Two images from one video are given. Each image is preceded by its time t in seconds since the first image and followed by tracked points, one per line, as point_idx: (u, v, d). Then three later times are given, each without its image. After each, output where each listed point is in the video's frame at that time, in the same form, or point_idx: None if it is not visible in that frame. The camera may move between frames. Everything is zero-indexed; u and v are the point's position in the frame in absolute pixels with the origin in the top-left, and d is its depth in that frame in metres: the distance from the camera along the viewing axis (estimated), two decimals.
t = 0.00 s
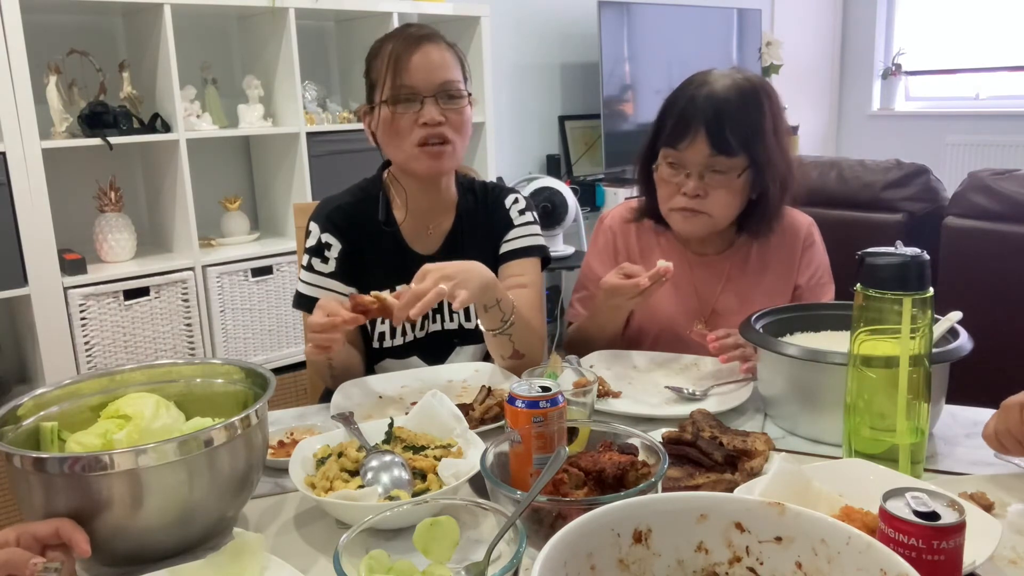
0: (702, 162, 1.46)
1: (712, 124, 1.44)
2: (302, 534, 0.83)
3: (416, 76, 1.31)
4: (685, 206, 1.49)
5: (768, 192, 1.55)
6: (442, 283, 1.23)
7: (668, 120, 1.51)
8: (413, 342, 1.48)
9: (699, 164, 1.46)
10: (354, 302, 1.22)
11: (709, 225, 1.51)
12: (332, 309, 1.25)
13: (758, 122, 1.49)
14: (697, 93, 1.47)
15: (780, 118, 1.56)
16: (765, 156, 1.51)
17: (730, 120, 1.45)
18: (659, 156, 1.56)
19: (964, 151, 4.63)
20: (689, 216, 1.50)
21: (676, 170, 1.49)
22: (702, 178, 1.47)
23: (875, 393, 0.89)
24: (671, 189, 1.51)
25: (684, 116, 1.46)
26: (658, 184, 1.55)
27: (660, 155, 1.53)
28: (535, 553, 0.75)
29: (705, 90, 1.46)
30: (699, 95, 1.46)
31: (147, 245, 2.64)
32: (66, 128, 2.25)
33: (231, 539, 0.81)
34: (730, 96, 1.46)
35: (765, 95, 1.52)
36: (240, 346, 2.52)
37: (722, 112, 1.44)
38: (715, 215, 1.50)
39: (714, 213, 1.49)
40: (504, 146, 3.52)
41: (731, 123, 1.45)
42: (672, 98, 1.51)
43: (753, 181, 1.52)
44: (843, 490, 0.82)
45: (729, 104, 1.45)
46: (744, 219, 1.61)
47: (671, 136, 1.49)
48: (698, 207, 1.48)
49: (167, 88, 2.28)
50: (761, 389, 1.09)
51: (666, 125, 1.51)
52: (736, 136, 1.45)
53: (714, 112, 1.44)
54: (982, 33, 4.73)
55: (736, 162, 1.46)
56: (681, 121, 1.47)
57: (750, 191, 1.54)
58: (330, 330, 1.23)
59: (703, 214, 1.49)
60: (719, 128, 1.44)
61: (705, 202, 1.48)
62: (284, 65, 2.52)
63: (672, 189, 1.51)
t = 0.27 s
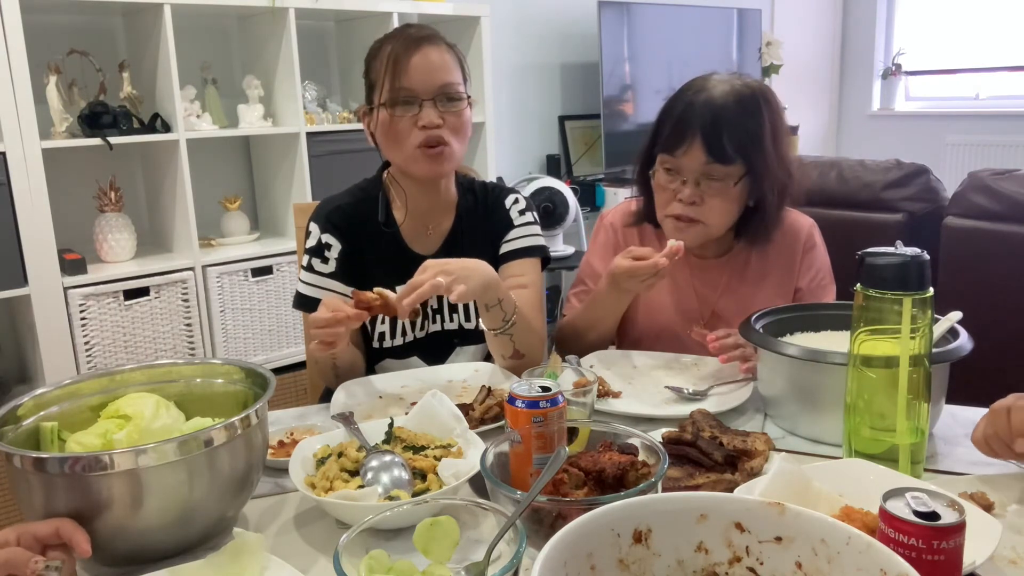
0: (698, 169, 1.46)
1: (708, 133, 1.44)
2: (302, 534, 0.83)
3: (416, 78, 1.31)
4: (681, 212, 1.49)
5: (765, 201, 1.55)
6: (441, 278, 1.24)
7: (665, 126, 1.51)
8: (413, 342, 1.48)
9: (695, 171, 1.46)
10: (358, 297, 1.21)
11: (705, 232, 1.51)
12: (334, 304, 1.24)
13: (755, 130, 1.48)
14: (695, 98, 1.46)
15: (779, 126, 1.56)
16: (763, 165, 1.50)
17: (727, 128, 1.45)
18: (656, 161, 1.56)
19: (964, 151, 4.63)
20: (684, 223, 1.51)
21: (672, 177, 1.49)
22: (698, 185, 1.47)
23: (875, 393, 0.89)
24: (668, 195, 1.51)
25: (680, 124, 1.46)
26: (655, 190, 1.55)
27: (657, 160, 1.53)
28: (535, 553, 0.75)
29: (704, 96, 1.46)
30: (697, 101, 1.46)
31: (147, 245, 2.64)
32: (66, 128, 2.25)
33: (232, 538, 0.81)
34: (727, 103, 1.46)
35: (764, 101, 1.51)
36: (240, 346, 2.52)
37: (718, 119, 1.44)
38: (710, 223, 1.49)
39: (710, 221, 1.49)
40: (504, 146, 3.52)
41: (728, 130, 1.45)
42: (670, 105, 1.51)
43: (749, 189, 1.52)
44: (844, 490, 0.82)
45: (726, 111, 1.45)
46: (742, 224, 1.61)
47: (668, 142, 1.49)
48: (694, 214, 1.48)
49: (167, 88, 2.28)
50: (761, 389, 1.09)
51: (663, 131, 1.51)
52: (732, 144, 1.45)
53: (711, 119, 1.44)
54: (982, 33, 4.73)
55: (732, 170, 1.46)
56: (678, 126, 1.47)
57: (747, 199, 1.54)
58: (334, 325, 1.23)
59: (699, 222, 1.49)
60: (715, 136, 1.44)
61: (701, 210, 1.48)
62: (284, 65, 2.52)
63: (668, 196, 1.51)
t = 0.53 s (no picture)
0: (697, 176, 1.46)
1: (707, 140, 1.43)
2: (302, 534, 0.83)
3: (417, 80, 1.31)
4: (680, 220, 1.49)
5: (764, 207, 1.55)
6: (445, 271, 1.25)
7: (664, 133, 1.51)
8: (413, 341, 1.48)
9: (694, 179, 1.46)
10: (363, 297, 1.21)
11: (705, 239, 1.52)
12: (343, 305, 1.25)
13: (754, 136, 1.48)
14: (693, 104, 1.46)
15: (777, 131, 1.56)
16: (761, 171, 1.50)
17: (724, 135, 1.44)
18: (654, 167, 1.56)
19: (964, 151, 4.63)
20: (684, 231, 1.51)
21: (671, 183, 1.49)
22: (697, 193, 1.47)
23: (875, 393, 0.89)
24: (666, 203, 1.51)
25: (678, 131, 1.46)
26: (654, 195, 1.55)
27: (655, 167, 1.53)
28: (535, 553, 0.75)
29: (702, 102, 1.46)
30: (694, 108, 1.45)
31: (147, 245, 2.64)
32: (66, 127, 2.25)
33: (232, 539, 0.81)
34: (726, 110, 1.45)
35: (762, 105, 1.51)
36: (240, 346, 2.52)
37: (715, 127, 1.44)
38: (712, 229, 1.50)
39: (709, 227, 1.50)
40: (504, 146, 3.52)
41: (726, 137, 1.44)
42: (668, 112, 1.52)
43: (749, 195, 1.52)
44: (844, 490, 0.82)
45: (724, 118, 1.44)
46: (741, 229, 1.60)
47: (666, 149, 1.48)
48: (693, 221, 1.49)
49: (167, 88, 2.28)
50: (761, 389, 1.09)
51: (662, 136, 1.51)
52: (731, 151, 1.45)
53: (710, 126, 1.43)
54: (982, 33, 4.73)
55: (731, 177, 1.46)
56: (676, 133, 1.46)
57: (746, 205, 1.54)
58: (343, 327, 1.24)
59: (700, 228, 1.50)
60: (713, 144, 1.44)
61: (700, 217, 1.48)
62: (284, 65, 2.52)
63: (667, 203, 1.51)
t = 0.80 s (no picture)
0: (697, 179, 1.45)
1: (707, 142, 1.43)
2: (302, 534, 0.83)
3: (417, 82, 1.31)
4: (681, 223, 1.48)
5: (764, 209, 1.55)
6: (443, 276, 1.24)
7: (663, 135, 1.51)
8: (413, 341, 1.48)
9: (694, 181, 1.45)
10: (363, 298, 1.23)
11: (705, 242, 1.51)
12: (343, 307, 1.26)
13: (754, 138, 1.48)
14: (693, 107, 1.46)
15: (776, 132, 1.56)
16: (761, 174, 1.50)
17: (725, 137, 1.44)
18: (654, 170, 1.55)
19: (963, 151, 4.63)
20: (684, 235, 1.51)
21: (670, 186, 1.49)
22: (697, 195, 1.47)
23: (875, 393, 0.89)
24: (666, 206, 1.51)
25: (678, 133, 1.46)
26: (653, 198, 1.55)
27: (655, 170, 1.53)
28: (535, 553, 0.75)
29: (702, 103, 1.46)
30: (694, 110, 1.45)
31: (147, 245, 2.64)
32: (66, 127, 2.24)
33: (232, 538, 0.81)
34: (726, 112, 1.45)
35: (762, 108, 1.51)
36: (240, 346, 2.52)
37: (715, 129, 1.43)
38: (712, 232, 1.50)
39: (710, 230, 1.50)
40: (504, 146, 3.52)
41: (726, 140, 1.44)
42: (667, 113, 1.52)
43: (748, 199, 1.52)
44: (844, 490, 0.82)
45: (724, 120, 1.45)
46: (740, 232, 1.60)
47: (665, 152, 1.48)
48: (694, 224, 1.48)
49: (167, 88, 2.28)
50: (761, 389, 1.09)
51: (663, 137, 1.51)
52: (731, 153, 1.45)
53: (710, 127, 1.43)
54: (982, 33, 4.73)
55: (731, 180, 1.46)
56: (676, 136, 1.46)
57: (745, 208, 1.54)
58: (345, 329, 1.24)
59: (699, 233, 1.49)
60: (713, 146, 1.44)
61: (701, 219, 1.48)
62: (284, 65, 2.52)
63: (667, 205, 1.51)
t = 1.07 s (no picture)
0: (695, 179, 1.45)
1: (705, 142, 1.43)
2: (302, 534, 0.83)
3: (417, 83, 1.31)
4: (681, 224, 1.49)
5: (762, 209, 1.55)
6: (439, 276, 1.24)
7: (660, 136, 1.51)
8: (413, 341, 1.48)
9: (692, 181, 1.45)
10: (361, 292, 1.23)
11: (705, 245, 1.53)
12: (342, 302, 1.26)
13: (751, 138, 1.48)
14: (689, 107, 1.46)
15: (773, 131, 1.56)
16: (759, 173, 1.50)
17: (722, 136, 1.44)
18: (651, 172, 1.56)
19: (963, 151, 4.63)
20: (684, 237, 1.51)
21: (669, 187, 1.49)
22: (696, 195, 1.47)
23: (875, 392, 0.89)
24: (665, 207, 1.51)
25: (675, 133, 1.46)
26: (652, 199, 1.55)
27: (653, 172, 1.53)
28: (535, 553, 0.75)
29: (699, 103, 1.46)
30: (690, 110, 1.45)
31: (147, 245, 2.64)
32: (66, 127, 2.24)
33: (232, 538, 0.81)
34: (722, 110, 1.45)
35: (758, 107, 1.51)
36: (240, 346, 2.52)
37: (712, 129, 1.44)
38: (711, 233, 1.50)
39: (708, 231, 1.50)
40: (504, 146, 3.52)
41: (724, 139, 1.44)
42: (663, 113, 1.51)
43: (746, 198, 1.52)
44: (844, 490, 0.82)
45: (721, 119, 1.45)
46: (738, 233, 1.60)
47: (663, 153, 1.48)
48: (693, 224, 1.49)
49: (167, 88, 2.28)
50: (761, 389, 1.09)
51: (659, 140, 1.51)
52: (729, 151, 1.45)
53: (708, 127, 1.44)
54: (982, 33, 4.73)
55: (729, 178, 1.46)
56: (673, 136, 1.46)
57: (744, 206, 1.54)
58: (344, 323, 1.24)
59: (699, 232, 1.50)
60: (710, 146, 1.44)
61: (699, 220, 1.48)
62: (284, 65, 2.52)
63: (666, 207, 1.51)
